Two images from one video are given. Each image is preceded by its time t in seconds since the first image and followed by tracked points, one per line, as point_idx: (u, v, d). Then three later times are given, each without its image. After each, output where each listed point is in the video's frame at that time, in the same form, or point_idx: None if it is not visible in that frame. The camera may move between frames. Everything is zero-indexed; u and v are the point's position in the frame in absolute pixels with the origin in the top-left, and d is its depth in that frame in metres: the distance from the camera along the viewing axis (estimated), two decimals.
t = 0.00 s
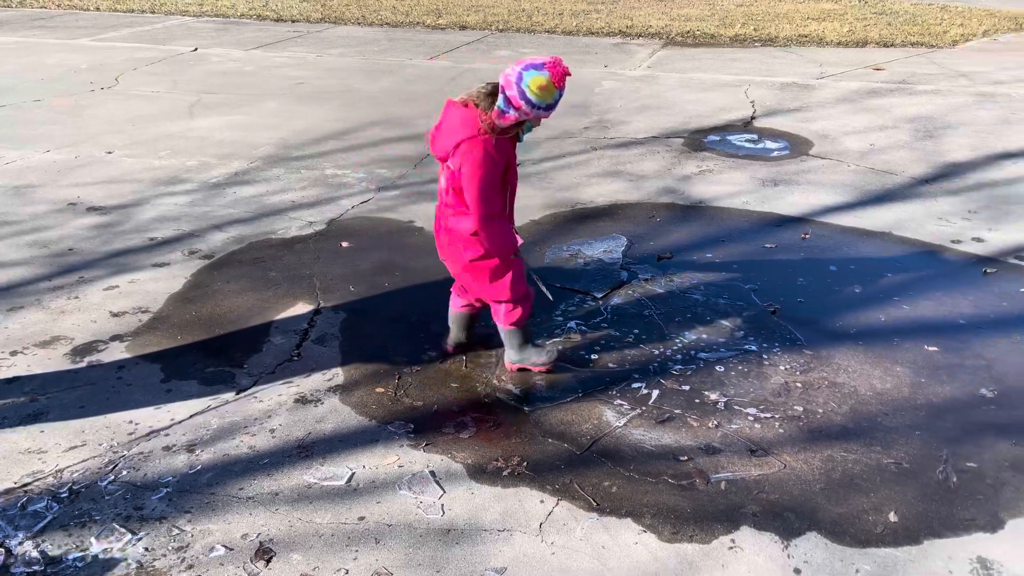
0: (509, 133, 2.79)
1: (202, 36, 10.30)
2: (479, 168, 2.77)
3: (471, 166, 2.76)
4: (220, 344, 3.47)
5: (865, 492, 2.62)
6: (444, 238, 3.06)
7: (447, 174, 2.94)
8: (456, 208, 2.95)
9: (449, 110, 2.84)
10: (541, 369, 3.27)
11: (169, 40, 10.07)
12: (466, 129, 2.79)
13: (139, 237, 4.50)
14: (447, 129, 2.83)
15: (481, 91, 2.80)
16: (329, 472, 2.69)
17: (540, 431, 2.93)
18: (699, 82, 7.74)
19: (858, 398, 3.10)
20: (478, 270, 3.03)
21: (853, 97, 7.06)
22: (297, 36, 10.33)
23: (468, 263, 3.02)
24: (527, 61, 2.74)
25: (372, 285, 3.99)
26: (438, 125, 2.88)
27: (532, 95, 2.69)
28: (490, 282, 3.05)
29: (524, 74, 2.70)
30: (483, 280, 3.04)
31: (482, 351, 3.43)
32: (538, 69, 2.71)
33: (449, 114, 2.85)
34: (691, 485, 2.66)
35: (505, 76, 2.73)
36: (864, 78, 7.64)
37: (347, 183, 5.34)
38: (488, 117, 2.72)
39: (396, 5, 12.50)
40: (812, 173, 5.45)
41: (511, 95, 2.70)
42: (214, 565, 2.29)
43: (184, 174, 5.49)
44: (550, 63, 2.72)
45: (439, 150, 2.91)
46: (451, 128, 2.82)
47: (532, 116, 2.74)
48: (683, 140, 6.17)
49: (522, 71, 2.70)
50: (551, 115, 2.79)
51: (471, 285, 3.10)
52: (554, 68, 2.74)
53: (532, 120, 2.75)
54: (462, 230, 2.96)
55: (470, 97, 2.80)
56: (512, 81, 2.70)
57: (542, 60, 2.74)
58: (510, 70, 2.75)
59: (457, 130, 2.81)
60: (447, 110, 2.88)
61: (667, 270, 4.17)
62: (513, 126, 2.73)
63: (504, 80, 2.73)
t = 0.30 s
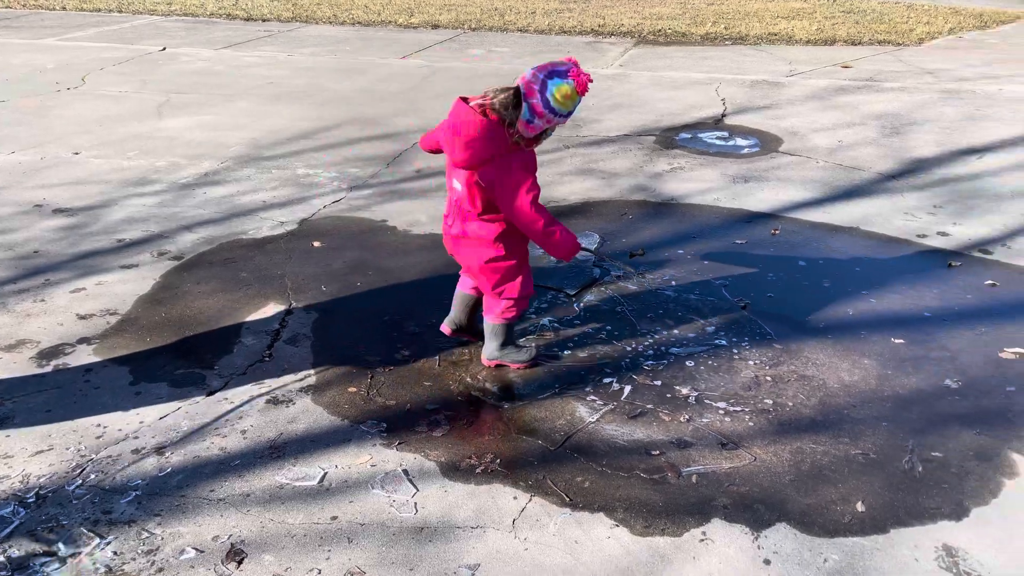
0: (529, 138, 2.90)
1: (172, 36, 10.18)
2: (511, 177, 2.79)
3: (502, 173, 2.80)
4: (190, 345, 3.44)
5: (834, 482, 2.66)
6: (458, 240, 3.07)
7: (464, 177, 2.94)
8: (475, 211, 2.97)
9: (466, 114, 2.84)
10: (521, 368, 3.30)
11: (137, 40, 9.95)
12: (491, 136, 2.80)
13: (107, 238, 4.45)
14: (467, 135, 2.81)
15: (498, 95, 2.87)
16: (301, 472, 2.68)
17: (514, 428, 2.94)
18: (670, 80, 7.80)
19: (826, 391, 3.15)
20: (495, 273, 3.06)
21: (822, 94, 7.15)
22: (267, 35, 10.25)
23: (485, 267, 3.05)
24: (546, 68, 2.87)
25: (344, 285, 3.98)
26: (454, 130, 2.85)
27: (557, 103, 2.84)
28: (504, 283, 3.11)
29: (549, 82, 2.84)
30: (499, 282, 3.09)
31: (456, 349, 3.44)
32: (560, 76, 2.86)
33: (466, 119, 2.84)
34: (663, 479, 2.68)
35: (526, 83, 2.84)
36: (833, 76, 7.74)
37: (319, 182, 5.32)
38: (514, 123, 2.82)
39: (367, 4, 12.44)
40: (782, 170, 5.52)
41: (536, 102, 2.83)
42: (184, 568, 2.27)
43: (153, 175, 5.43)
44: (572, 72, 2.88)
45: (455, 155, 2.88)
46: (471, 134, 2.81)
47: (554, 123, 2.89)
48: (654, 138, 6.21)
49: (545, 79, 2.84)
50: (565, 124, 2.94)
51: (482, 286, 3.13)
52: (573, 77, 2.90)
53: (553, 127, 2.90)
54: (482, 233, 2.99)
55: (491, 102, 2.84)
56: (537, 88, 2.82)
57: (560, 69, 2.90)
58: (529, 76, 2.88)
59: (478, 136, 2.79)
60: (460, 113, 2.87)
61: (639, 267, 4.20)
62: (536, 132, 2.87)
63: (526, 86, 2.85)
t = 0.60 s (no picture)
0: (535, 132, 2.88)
1: (146, 35, 10.09)
2: (519, 172, 2.77)
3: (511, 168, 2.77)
4: (166, 346, 3.42)
5: (808, 476, 2.70)
6: (457, 234, 3.05)
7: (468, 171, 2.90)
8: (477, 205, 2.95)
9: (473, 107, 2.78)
10: (497, 366, 3.31)
11: (111, 39, 9.85)
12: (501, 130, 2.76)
13: (80, 239, 4.40)
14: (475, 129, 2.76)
15: (505, 89, 2.83)
16: (279, 472, 2.67)
17: (492, 426, 2.94)
18: (647, 78, 7.84)
19: (801, 385, 3.18)
20: (491, 267, 3.07)
21: (797, 93, 7.22)
22: (243, 34, 10.18)
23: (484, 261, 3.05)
24: (554, 64, 2.87)
25: (322, 285, 3.97)
26: (461, 124, 2.80)
27: (566, 97, 2.84)
28: (500, 277, 3.12)
29: (557, 77, 2.84)
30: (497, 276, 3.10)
31: (434, 348, 3.44)
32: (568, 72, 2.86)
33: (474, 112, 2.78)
34: (641, 475, 2.70)
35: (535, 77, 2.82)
36: (807, 74, 7.81)
37: (296, 182, 5.30)
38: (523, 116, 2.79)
39: (345, 3, 12.38)
40: (757, 168, 5.56)
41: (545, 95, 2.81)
42: (161, 569, 2.26)
43: (127, 175, 5.38)
44: (578, 68, 2.89)
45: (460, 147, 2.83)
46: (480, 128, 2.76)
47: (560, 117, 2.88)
48: (632, 136, 6.24)
49: (554, 73, 2.83)
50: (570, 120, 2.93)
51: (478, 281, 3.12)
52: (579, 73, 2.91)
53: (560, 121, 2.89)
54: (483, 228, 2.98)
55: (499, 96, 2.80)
56: (546, 82, 2.81)
57: (567, 65, 2.90)
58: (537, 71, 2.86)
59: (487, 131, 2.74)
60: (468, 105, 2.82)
61: (616, 264, 4.22)
62: (544, 126, 2.85)
63: (534, 81, 2.84)
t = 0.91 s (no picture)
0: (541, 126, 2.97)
1: (126, 33, 10.00)
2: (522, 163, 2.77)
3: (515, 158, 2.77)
4: (147, 346, 3.39)
5: (789, 470, 2.72)
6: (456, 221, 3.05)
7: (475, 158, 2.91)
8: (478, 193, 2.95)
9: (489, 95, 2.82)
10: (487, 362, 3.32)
11: (90, 37, 9.75)
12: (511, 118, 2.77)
13: (60, 239, 4.36)
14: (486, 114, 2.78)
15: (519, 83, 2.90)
16: (262, 472, 2.66)
17: (476, 424, 2.95)
18: (630, 77, 7.86)
19: (782, 381, 3.21)
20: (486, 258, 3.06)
21: (778, 91, 7.27)
22: (224, 32, 10.12)
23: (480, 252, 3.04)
24: (567, 64, 2.94)
25: (305, 284, 3.95)
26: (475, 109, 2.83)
27: (576, 97, 2.91)
28: (496, 269, 3.10)
29: (569, 76, 2.90)
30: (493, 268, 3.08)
31: (418, 347, 3.43)
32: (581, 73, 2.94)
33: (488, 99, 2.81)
34: (624, 471, 2.71)
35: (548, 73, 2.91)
36: (789, 73, 7.87)
37: (278, 181, 5.27)
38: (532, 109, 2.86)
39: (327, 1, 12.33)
40: (739, 166, 5.60)
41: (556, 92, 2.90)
42: (143, 570, 2.25)
43: (107, 174, 5.33)
44: (590, 68, 2.95)
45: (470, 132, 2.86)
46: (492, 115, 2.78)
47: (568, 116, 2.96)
48: (615, 135, 6.26)
49: (566, 72, 2.90)
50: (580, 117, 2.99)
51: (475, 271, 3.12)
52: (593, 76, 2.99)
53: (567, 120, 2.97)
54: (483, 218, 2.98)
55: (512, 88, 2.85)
56: (558, 80, 2.89)
57: (580, 65, 2.97)
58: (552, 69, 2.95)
59: (500, 117, 2.76)
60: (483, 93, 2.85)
61: (598, 262, 4.23)
62: (554, 121, 2.96)
63: (547, 78, 2.91)
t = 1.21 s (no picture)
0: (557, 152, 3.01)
1: (110, 32, 9.93)
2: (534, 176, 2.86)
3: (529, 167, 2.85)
4: (132, 347, 3.38)
5: (775, 467, 2.74)
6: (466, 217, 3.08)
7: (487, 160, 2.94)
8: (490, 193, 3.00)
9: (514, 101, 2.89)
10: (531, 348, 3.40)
11: (75, 37, 9.69)
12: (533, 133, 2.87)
13: (44, 239, 4.33)
14: (509, 123, 2.85)
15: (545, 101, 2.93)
16: (249, 472, 2.66)
17: (463, 423, 2.95)
18: (617, 76, 7.88)
19: (768, 379, 3.23)
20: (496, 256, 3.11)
21: (764, 91, 7.31)
22: (210, 31, 10.07)
23: (488, 249, 3.11)
24: (593, 93, 2.95)
25: (291, 284, 3.94)
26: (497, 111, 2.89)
27: (596, 127, 2.92)
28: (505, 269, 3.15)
29: (592, 107, 2.92)
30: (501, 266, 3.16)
31: (406, 346, 3.43)
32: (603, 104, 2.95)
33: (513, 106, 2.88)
34: (611, 468, 2.72)
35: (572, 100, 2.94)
36: (775, 72, 7.91)
37: (265, 181, 5.26)
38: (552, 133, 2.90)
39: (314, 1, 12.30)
40: (725, 165, 5.62)
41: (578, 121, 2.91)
42: (128, 572, 2.24)
43: (92, 174, 5.30)
44: (613, 102, 2.98)
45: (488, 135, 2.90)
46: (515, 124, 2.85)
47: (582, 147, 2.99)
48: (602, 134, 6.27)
49: (590, 103, 2.92)
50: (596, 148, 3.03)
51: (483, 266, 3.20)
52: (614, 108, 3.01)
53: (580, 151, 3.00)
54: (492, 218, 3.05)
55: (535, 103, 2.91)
56: (581, 109, 2.90)
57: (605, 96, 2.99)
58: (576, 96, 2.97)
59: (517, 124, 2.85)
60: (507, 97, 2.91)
61: (586, 261, 4.24)
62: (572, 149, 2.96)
63: (571, 106, 2.92)
